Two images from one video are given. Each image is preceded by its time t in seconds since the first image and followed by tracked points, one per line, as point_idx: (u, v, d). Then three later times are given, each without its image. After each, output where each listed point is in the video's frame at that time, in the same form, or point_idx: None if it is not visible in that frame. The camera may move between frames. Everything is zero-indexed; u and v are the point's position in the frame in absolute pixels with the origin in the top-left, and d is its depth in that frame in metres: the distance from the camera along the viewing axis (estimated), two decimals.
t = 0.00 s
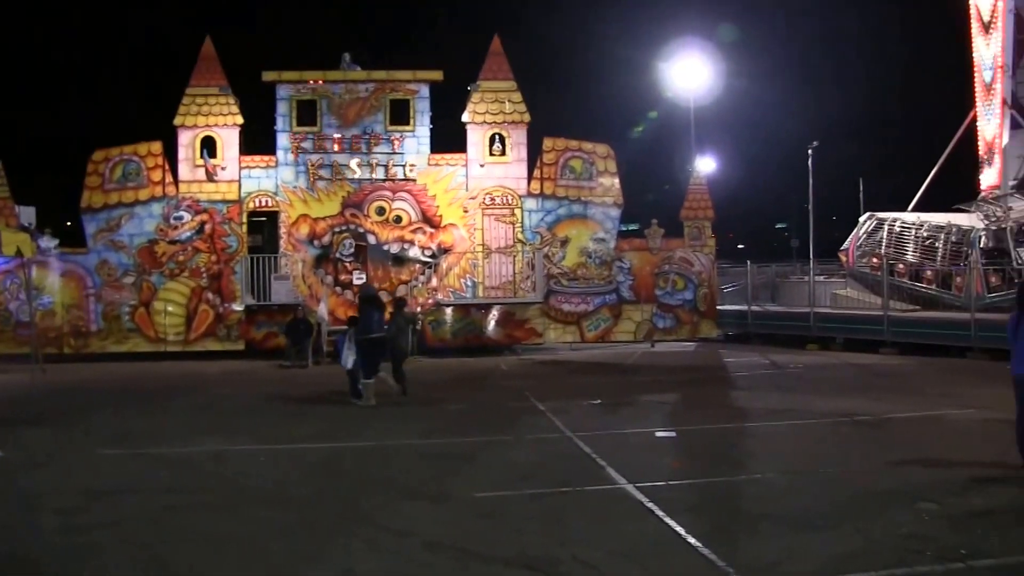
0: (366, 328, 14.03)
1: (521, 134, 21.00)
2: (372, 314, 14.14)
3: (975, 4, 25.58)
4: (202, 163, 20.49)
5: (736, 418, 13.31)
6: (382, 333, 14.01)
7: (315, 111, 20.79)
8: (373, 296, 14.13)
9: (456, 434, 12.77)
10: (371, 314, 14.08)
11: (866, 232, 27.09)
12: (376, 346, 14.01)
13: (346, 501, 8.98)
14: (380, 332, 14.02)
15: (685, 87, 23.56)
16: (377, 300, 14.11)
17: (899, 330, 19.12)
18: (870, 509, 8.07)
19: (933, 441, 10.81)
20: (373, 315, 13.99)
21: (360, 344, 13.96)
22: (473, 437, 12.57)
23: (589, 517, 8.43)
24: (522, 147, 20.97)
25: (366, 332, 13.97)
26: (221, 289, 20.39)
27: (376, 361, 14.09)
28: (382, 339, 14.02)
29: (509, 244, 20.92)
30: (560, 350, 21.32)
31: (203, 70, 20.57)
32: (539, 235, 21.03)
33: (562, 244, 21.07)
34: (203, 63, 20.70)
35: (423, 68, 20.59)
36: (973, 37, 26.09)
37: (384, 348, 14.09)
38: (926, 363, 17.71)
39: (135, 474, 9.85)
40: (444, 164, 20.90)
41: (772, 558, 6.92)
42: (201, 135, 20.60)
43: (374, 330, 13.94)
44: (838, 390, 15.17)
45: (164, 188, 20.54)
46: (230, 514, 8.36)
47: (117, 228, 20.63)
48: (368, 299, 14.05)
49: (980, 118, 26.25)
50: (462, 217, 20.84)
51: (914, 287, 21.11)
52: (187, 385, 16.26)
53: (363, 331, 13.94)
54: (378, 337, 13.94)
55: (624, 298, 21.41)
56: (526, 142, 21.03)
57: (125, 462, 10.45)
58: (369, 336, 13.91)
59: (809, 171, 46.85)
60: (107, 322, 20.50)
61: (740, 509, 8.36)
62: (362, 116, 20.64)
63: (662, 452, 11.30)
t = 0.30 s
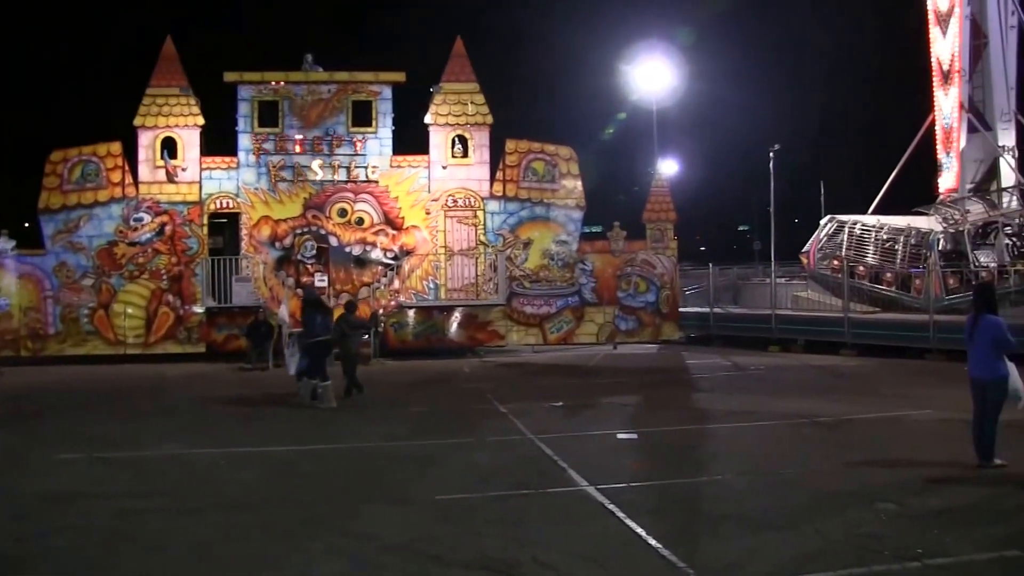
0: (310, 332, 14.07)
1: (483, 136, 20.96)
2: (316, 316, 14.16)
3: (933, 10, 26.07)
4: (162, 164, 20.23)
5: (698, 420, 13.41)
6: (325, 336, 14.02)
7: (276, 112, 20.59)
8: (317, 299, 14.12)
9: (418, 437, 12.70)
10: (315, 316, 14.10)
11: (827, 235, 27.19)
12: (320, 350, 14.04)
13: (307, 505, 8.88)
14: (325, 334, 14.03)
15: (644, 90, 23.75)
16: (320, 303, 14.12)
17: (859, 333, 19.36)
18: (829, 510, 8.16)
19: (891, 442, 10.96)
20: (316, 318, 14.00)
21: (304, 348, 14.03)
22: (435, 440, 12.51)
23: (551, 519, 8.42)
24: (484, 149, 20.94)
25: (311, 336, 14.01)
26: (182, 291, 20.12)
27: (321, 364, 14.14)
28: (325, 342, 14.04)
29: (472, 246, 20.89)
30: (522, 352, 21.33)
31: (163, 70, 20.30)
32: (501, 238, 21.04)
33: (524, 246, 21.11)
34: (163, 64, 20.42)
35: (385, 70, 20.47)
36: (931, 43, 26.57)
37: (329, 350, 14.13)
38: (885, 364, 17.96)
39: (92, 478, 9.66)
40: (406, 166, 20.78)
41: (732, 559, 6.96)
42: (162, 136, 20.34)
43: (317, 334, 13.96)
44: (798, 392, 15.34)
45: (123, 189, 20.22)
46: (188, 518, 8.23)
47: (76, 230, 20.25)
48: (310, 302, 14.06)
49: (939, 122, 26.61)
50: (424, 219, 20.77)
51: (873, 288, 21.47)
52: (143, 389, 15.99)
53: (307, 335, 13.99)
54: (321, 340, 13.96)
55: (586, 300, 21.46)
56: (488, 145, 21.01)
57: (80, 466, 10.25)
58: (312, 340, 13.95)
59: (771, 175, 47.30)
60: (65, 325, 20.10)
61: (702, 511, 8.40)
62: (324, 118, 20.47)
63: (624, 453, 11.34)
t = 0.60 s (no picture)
0: (253, 334, 13.88)
1: (444, 138, 20.90)
2: (258, 319, 14.03)
3: (890, 15, 26.49)
4: (119, 165, 19.91)
5: (658, 421, 13.51)
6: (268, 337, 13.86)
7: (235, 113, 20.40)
8: (260, 301, 14.05)
9: (378, 439, 12.63)
10: (258, 319, 13.96)
11: (785, 237, 27.50)
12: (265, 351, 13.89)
13: (265, 508, 8.79)
14: (268, 335, 13.87)
15: (597, 87, 24.00)
16: (262, 304, 13.97)
17: (817, 334, 19.61)
18: (787, 511, 8.26)
19: (847, 443, 11.12)
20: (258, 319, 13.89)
21: (247, 350, 13.85)
22: (395, 443, 12.45)
23: (510, 521, 8.42)
24: (444, 151, 20.88)
25: (252, 338, 13.83)
26: (139, 293, 19.81)
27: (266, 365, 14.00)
28: (270, 343, 13.88)
29: (432, 248, 20.81)
30: (483, 355, 21.33)
31: (120, 69, 19.98)
32: (461, 240, 20.99)
33: (484, 248, 21.09)
34: (120, 63, 20.10)
35: (345, 71, 20.35)
36: (887, 47, 27.03)
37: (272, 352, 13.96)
38: (843, 366, 18.22)
39: (45, 483, 9.46)
40: (366, 168, 20.67)
41: (690, 560, 7.03)
42: (119, 137, 20.02)
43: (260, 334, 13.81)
44: (756, 393, 15.51)
45: (79, 190, 19.85)
46: (144, 522, 8.10)
47: (30, 231, 19.81)
48: (252, 304, 13.94)
49: (895, 125, 27.16)
50: (384, 221, 20.65)
51: (830, 290, 21.83)
52: (96, 392, 15.70)
53: (250, 336, 13.82)
54: (264, 341, 13.81)
55: (546, 302, 21.52)
56: (448, 146, 20.96)
57: (34, 470, 10.04)
58: (255, 340, 13.79)
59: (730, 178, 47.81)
60: (19, 327, 19.68)
61: (663, 512, 8.46)
62: (283, 119, 20.29)
63: (585, 455, 11.38)
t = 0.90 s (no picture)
0: (193, 336, 13.70)
1: (402, 139, 20.84)
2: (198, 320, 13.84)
3: (844, 23, 27.45)
4: (72, 164, 19.55)
5: (616, 423, 13.61)
6: (210, 339, 13.70)
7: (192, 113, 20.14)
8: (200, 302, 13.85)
9: (336, 442, 12.56)
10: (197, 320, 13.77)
11: (741, 240, 27.72)
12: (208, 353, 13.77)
13: (223, 512, 8.70)
14: (208, 337, 13.70)
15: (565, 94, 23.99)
16: (202, 306, 13.78)
17: (773, 336, 19.91)
18: (744, 511, 8.37)
19: (802, 444, 11.30)
20: (197, 322, 13.65)
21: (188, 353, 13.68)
22: (353, 445, 12.39)
23: (469, 523, 8.44)
24: (402, 152, 20.81)
25: (192, 340, 13.65)
26: (92, 295, 19.45)
27: (210, 367, 13.82)
28: (212, 344, 13.75)
29: (390, 250, 20.72)
30: (441, 357, 21.27)
31: (73, 67, 19.60)
32: (419, 242, 20.91)
33: (442, 250, 21.06)
34: (73, 61, 19.72)
35: (303, 72, 20.21)
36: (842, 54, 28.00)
37: (213, 354, 13.81)
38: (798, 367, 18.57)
39: None
40: (324, 169, 20.52)
41: (648, 560, 7.11)
42: (72, 136, 19.65)
43: (201, 337, 13.63)
44: (712, 395, 15.70)
45: (30, 190, 19.43)
46: (98, 528, 7.97)
47: None
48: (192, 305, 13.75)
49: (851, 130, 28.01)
50: (342, 223, 20.52)
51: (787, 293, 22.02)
52: (47, 396, 15.38)
53: (189, 339, 13.66)
54: (206, 344, 13.64)
55: (504, 305, 21.55)
56: (407, 148, 20.89)
57: None
58: (197, 344, 13.61)
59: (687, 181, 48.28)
60: None
61: (622, 513, 8.54)
62: (240, 119, 20.07)
63: (544, 457, 11.43)
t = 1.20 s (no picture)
0: (124, 339, 13.56)
1: (359, 141, 20.75)
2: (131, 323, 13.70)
3: (798, 30, 27.94)
4: (21, 164, 19.11)
5: (573, 425, 13.69)
6: (143, 342, 13.55)
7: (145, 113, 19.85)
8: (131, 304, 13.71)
9: (292, 445, 12.45)
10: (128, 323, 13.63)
11: (697, 243, 27.99)
12: (142, 357, 13.58)
13: (178, 517, 8.58)
14: (139, 339, 13.54)
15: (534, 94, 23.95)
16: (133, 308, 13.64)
17: (728, 339, 20.17)
18: (700, 512, 8.47)
19: (756, 445, 11.47)
20: (129, 325, 13.58)
21: (121, 357, 13.54)
22: (309, 448, 12.30)
23: (427, 526, 8.43)
24: (359, 154, 20.72)
25: (124, 344, 13.51)
26: (43, 297, 19.01)
27: (146, 370, 13.64)
28: (145, 348, 13.59)
29: (346, 252, 20.60)
30: (397, 360, 21.18)
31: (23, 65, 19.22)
32: (376, 244, 20.83)
33: (399, 252, 21.00)
34: (22, 59, 19.34)
35: (260, 72, 20.04)
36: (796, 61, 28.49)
37: (148, 357, 13.64)
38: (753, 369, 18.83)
39: None
40: (279, 171, 20.37)
41: (606, 560, 7.17)
42: (21, 135, 19.23)
43: (133, 340, 13.50)
44: (667, 397, 15.85)
45: None
46: (49, 534, 7.82)
47: None
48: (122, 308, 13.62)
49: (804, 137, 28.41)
50: (298, 224, 20.38)
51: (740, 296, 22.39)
52: None
53: (121, 343, 13.52)
54: (139, 346, 13.49)
55: (461, 307, 21.52)
56: (364, 150, 20.80)
57: None
58: (128, 346, 13.46)
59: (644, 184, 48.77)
60: None
61: (580, 515, 8.59)
62: (195, 120, 19.84)
63: (501, 459, 11.45)
